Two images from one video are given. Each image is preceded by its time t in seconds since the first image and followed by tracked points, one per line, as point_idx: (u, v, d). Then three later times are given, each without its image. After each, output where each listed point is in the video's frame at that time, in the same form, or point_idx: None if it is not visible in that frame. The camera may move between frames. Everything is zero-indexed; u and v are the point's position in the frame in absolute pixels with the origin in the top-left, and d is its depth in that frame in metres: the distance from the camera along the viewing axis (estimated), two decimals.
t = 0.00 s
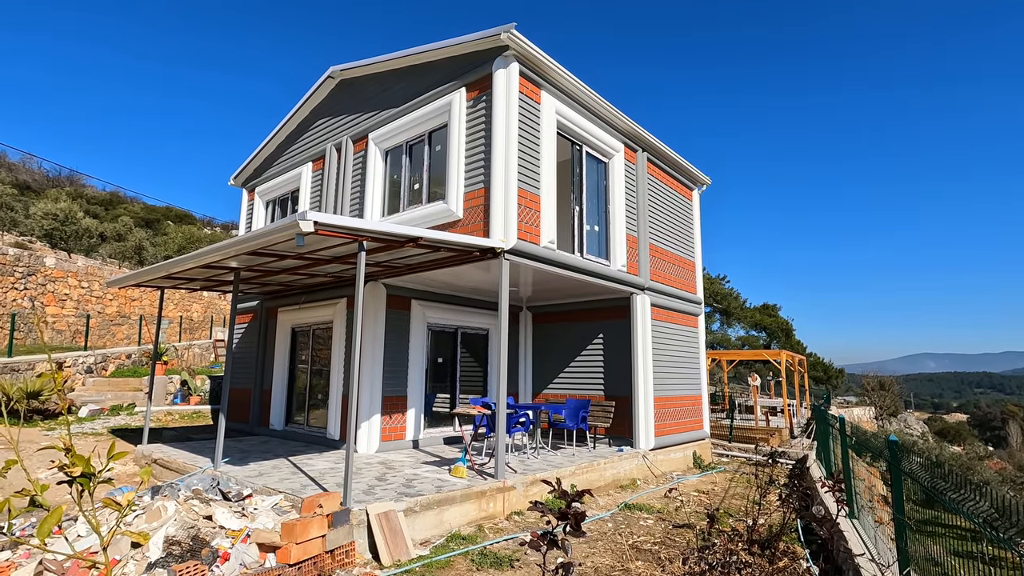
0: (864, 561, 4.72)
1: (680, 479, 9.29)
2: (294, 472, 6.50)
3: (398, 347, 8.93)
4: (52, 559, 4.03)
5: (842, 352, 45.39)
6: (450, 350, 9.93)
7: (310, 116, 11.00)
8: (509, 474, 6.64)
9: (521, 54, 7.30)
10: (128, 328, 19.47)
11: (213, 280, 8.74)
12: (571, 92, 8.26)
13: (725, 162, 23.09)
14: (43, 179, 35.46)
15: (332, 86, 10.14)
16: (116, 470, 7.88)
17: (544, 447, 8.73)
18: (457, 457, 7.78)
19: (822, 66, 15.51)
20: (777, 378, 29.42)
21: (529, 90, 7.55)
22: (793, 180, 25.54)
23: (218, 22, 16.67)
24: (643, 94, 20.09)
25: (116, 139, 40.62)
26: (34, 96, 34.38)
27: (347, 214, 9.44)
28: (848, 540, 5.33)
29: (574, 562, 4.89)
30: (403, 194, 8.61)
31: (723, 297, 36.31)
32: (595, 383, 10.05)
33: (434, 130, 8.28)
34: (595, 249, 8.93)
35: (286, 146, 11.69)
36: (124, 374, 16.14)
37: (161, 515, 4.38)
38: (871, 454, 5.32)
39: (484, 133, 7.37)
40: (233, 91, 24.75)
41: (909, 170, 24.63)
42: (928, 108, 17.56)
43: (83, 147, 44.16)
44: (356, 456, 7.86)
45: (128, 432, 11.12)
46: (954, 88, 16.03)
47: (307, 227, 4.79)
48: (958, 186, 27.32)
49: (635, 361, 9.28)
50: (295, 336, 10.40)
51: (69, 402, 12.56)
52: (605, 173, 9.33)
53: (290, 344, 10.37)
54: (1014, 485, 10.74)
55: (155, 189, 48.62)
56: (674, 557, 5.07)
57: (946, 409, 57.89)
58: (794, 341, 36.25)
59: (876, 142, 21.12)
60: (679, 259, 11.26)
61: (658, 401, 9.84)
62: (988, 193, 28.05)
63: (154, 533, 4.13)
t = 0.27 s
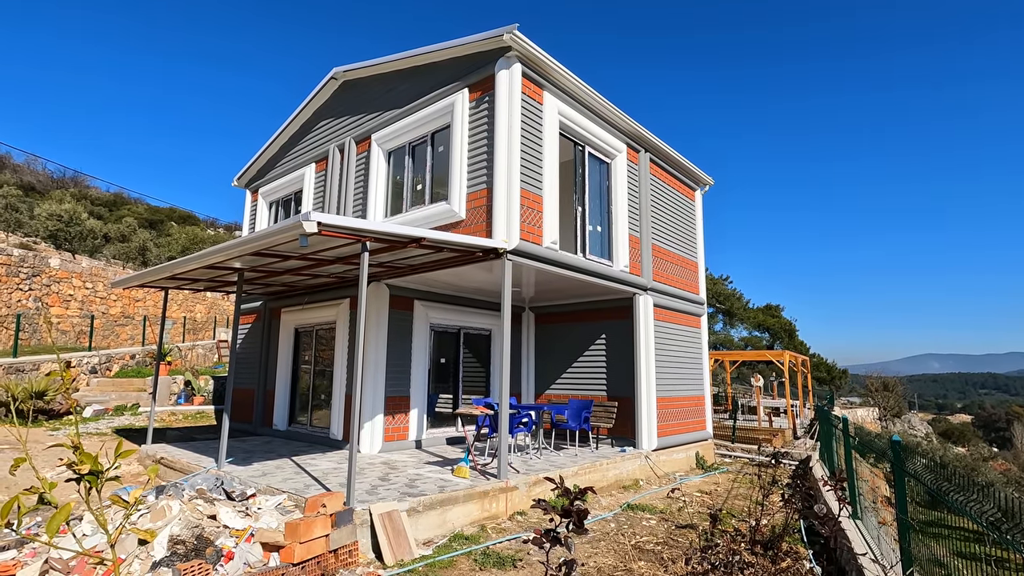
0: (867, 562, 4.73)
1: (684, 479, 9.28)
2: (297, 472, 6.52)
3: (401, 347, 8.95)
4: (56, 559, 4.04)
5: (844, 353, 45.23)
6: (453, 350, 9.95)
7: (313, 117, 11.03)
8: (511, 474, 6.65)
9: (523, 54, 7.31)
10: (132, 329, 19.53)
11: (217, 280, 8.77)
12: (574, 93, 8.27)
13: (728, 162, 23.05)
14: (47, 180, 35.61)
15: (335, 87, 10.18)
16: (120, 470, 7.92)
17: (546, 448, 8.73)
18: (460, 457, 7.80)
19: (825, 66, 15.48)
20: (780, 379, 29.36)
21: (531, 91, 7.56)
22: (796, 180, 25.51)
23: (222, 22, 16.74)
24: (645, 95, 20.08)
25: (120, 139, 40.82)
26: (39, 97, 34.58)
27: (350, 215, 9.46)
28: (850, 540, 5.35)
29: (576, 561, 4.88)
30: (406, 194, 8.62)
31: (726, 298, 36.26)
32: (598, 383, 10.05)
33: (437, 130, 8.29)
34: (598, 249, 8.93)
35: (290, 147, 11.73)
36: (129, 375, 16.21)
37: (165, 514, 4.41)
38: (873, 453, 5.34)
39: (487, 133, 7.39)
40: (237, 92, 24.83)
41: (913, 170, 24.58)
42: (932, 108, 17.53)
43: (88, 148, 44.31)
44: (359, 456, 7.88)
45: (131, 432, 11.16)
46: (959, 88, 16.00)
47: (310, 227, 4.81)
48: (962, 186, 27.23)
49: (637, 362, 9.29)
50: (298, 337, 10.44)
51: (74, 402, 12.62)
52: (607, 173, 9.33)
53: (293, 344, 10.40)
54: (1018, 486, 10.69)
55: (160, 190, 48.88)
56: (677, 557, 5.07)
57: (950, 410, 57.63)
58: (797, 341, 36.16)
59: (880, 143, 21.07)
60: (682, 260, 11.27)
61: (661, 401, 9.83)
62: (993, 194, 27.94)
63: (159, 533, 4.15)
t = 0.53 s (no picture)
0: (871, 563, 4.72)
1: (686, 480, 9.27)
2: (300, 472, 6.52)
3: (403, 347, 8.96)
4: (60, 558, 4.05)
5: (848, 354, 45.08)
6: (455, 351, 9.95)
7: (316, 118, 11.06)
8: (514, 474, 6.65)
9: (526, 55, 7.32)
10: (135, 329, 19.59)
11: (220, 281, 8.80)
12: (576, 93, 8.27)
13: (730, 162, 23.02)
14: (51, 181, 35.76)
15: (338, 87, 10.20)
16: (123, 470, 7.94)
17: (548, 448, 8.73)
18: (463, 458, 7.80)
19: (828, 66, 15.46)
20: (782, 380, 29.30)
21: (534, 91, 7.57)
22: (798, 181, 25.48)
23: (226, 22, 16.79)
24: (647, 95, 20.06)
25: (123, 140, 40.95)
26: (42, 98, 34.71)
27: (353, 215, 9.48)
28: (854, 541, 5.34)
29: (579, 562, 4.88)
30: (409, 195, 8.64)
31: (728, 299, 36.22)
32: (600, 384, 10.04)
33: (439, 131, 8.30)
34: (600, 250, 8.93)
35: (292, 147, 11.75)
36: (132, 375, 16.26)
37: (169, 514, 4.42)
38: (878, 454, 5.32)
39: (489, 134, 7.39)
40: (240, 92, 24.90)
41: (915, 172, 24.55)
42: (935, 109, 17.50)
43: (91, 148, 44.49)
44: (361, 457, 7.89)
45: (135, 432, 11.19)
46: (963, 90, 15.96)
47: (313, 228, 4.82)
48: (965, 187, 27.17)
49: (640, 362, 9.28)
50: (301, 337, 10.45)
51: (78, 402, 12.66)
52: (610, 174, 9.33)
53: (296, 345, 10.43)
54: None
55: (163, 191, 49.03)
56: (681, 557, 5.07)
57: (954, 411, 57.38)
58: (799, 342, 36.07)
59: (883, 144, 21.02)
60: (685, 260, 11.26)
61: (663, 402, 9.83)
62: (996, 195, 27.87)
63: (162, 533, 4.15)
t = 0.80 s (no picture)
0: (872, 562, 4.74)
1: (688, 480, 9.27)
2: (303, 472, 6.53)
3: (406, 347, 8.97)
4: (64, 557, 4.06)
5: (850, 354, 44.99)
6: (457, 351, 9.96)
7: (318, 118, 11.07)
8: (516, 474, 6.66)
9: (528, 55, 7.32)
10: (138, 329, 19.66)
11: (223, 280, 8.81)
12: (578, 93, 8.28)
13: (732, 162, 22.99)
14: (53, 181, 35.85)
15: (340, 88, 10.22)
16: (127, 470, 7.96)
17: (551, 448, 8.73)
18: (466, 458, 7.80)
19: (831, 67, 15.44)
20: (784, 380, 29.26)
21: (536, 91, 7.57)
22: (801, 180, 25.45)
23: (229, 21, 16.82)
24: (649, 95, 20.04)
25: (125, 140, 41.02)
26: (44, 98, 34.77)
27: (355, 215, 9.49)
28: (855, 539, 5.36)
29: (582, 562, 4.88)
30: (411, 195, 8.65)
31: (730, 299, 36.19)
32: (602, 384, 10.05)
33: (442, 131, 8.31)
34: (602, 250, 8.93)
35: (295, 147, 11.76)
36: (135, 375, 16.28)
37: (173, 513, 4.43)
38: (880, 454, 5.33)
39: (492, 134, 7.40)
40: (243, 92, 24.94)
41: (916, 172, 24.55)
42: (936, 108, 17.49)
43: (94, 146, 44.58)
44: (364, 456, 7.89)
45: (137, 432, 11.20)
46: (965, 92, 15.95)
47: (317, 228, 4.83)
48: (967, 188, 27.16)
49: (641, 362, 9.28)
50: (303, 337, 10.46)
51: (80, 402, 12.67)
52: (612, 174, 9.33)
53: (298, 344, 10.43)
54: None
55: (164, 190, 49.09)
56: (684, 556, 5.08)
57: (956, 412, 57.25)
58: (801, 342, 36.02)
59: (885, 144, 20.99)
60: (686, 260, 11.26)
61: (665, 402, 9.83)
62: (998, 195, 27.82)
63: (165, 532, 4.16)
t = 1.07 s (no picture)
0: (874, 563, 4.72)
1: (690, 481, 9.26)
2: (304, 472, 6.53)
3: (407, 347, 8.97)
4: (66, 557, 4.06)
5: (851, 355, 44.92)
6: (458, 351, 9.96)
7: (320, 118, 11.09)
8: (518, 474, 6.65)
9: (530, 55, 7.33)
10: (139, 330, 19.76)
11: (224, 280, 8.82)
12: (580, 94, 8.28)
13: (733, 162, 22.98)
14: (55, 182, 35.92)
15: (342, 88, 10.23)
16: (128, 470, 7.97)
17: (552, 449, 8.72)
18: (467, 458, 7.80)
19: (831, 67, 15.43)
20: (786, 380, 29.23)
21: (538, 92, 7.57)
22: (802, 181, 25.42)
23: (230, 22, 16.85)
24: (650, 96, 20.04)
25: (126, 140, 41.06)
26: (46, 99, 34.83)
27: (356, 215, 9.49)
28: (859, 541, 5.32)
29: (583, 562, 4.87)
30: (413, 195, 8.66)
31: (731, 299, 36.23)
32: (603, 384, 10.04)
33: (443, 132, 8.31)
34: (604, 250, 8.92)
35: (296, 147, 11.78)
36: (136, 375, 16.30)
37: (175, 512, 4.43)
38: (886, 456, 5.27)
39: (493, 134, 7.40)
40: (244, 92, 24.96)
41: (918, 173, 24.50)
42: (938, 109, 17.45)
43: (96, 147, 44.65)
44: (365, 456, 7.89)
45: (138, 433, 11.20)
46: (966, 92, 15.92)
47: (318, 228, 4.83)
48: (969, 189, 27.08)
49: (643, 363, 9.28)
50: (304, 337, 10.46)
51: (82, 402, 12.69)
52: (613, 174, 9.32)
53: (299, 344, 10.44)
54: None
55: (165, 191, 49.14)
56: (685, 557, 5.08)
57: (957, 413, 57.14)
58: (802, 343, 35.97)
59: (886, 144, 20.95)
60: (688, 261, 11.25)
61: (666, 402, 9.82)
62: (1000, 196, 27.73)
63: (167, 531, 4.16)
